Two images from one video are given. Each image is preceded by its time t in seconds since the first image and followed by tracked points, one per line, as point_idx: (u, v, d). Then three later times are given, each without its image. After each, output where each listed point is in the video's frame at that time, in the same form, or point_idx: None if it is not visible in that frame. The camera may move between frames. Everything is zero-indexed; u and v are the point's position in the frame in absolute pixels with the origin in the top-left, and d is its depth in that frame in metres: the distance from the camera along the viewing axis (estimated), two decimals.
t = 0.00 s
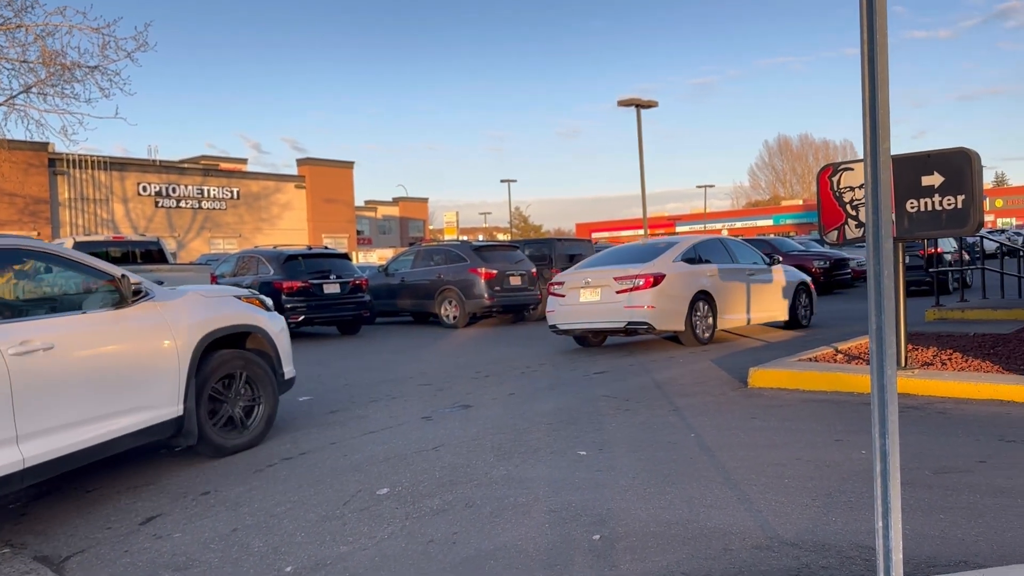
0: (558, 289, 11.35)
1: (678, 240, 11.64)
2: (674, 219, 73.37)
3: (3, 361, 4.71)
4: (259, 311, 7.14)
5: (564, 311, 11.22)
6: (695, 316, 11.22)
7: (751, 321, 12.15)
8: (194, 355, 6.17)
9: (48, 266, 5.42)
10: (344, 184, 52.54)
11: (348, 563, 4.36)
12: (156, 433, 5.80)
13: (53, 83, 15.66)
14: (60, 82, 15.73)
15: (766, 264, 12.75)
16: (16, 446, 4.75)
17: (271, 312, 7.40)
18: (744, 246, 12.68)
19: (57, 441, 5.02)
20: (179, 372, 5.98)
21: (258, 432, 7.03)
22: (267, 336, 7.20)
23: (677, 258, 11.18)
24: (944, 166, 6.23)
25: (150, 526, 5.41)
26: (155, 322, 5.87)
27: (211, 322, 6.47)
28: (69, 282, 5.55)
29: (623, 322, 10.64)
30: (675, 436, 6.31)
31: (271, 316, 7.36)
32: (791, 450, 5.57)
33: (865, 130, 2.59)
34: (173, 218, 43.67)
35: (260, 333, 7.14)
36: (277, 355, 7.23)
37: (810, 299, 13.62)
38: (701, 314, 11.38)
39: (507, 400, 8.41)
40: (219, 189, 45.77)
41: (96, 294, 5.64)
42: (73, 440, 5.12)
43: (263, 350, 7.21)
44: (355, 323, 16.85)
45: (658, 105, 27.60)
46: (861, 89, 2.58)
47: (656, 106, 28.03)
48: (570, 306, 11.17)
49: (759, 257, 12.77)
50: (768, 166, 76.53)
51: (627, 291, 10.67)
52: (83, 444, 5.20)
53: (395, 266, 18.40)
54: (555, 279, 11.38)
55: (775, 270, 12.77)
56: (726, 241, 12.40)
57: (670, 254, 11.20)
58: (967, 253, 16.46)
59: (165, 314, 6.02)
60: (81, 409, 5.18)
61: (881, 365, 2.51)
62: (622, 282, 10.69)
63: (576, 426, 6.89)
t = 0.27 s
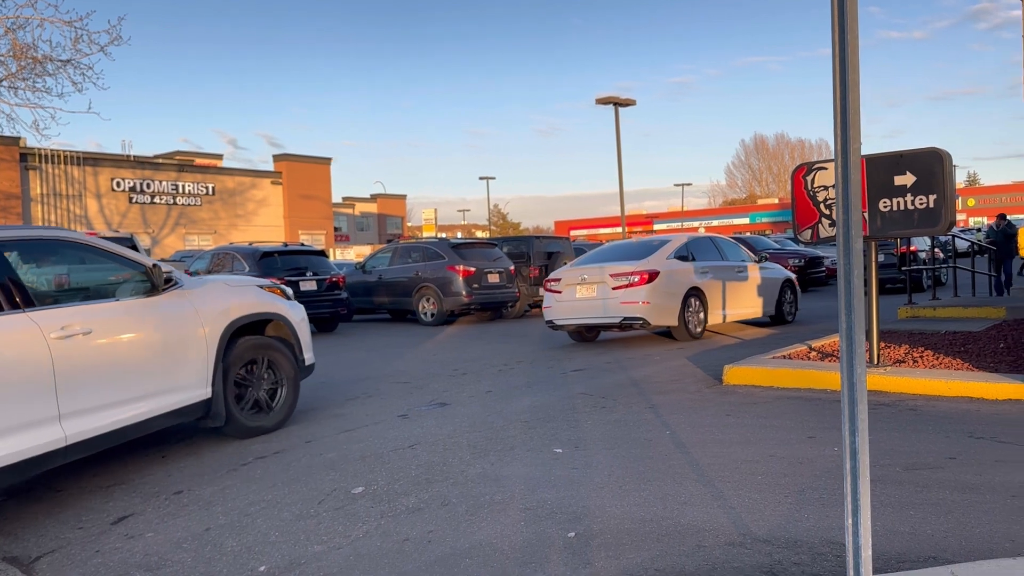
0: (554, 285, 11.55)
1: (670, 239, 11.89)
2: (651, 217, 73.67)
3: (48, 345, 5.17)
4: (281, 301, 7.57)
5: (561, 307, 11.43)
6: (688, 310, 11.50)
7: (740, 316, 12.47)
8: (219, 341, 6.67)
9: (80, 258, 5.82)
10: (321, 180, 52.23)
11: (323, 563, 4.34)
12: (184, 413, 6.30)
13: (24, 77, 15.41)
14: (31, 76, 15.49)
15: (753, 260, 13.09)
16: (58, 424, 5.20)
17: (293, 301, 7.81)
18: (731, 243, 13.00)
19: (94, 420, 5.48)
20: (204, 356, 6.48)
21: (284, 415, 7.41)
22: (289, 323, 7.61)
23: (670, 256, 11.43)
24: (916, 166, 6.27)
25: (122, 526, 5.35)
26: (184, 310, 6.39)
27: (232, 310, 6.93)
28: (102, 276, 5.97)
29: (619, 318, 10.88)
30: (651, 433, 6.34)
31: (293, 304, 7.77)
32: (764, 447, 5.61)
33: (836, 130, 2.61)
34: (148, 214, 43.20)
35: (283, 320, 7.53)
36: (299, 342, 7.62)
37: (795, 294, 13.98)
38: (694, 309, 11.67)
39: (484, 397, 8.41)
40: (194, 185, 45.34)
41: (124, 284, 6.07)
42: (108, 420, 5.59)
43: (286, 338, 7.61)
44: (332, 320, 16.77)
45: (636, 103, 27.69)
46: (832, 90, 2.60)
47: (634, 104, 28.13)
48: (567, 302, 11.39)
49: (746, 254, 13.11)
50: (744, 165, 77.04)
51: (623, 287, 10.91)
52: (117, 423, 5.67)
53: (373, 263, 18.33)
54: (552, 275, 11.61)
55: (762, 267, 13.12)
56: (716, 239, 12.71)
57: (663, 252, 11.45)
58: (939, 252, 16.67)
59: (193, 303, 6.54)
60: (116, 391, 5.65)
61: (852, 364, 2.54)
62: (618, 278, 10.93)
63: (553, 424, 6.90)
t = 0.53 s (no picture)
0: (547, 281, 11.91)
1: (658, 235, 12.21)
2: (623, 214, 73.97)
3: (78, 331, 5.44)
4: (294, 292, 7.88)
5: (553, 302, 11.79)
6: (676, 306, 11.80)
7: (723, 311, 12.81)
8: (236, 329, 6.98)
9: (104, 250, 6.05)
10: (291, 175, 51.79)
11: (292, 561, 4.29)
12: (201, 399, 6.57)
13: None
14: None
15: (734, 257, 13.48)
16: (86, 407, 5.47)
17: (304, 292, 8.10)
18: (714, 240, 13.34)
19: (119, 403, 5.76)
20: (222, 344, 6.80)
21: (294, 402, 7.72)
22: (301, 314, 7.91)
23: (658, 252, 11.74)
24: (883, 163, 6.30)
25: (87, 525, 5.26)
26: (204, 300, 6.70)
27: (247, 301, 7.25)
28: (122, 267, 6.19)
29: (609, 311, 11.21)
30: (621, 428, 6.37)
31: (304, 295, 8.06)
32: (733, 443, 5.66)
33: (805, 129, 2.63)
34: (114, 208, 42.52)
35: (295, 311, 7.84)
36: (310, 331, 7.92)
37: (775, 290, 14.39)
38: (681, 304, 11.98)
39: (455, 394, 8.39)
40: (162, 179, 44.71)
41: (143, 279, 6.31)
42: (132, 404, 5.87)
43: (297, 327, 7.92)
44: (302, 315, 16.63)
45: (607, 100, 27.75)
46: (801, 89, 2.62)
47: (605, 101, 28.21)
48: (559, 296, 11.75)
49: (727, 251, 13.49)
50: (715, 162, 77.61)
51: (613, 282, 11.24)
52: (138, 407, 5.93)
53: (344, 259, 18.21)
54: (544, 271, 11.97)
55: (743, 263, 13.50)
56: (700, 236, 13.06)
57: (651, 248, 11.75)
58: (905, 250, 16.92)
59: (212, 293, 6.83)
60: (141, 374, 5.94)
61: (819, 360, 2.56)
62: (608, 273, 11.25)
63: (524, 420, 6.90)
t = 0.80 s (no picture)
0: (532, 275, 12.02)
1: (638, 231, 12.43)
2: (591, 209, 74.18)
3: (92, 322, 5.64)
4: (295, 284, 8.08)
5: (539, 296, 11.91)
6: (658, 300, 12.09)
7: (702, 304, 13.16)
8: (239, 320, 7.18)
9: (113, 241, 6.23)
10: (257, 169, 51.20)
11: (255, 562, 4.24)
12: (206, 387, 6.77)
13: None
14: None
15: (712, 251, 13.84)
16: (99, 395, 5.68)
17: (304, 285, 8.30)
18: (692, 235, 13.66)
19: (130, 389, 5.97)
20: (227, 335, 6.99)
21: (294, 391, 7.93)
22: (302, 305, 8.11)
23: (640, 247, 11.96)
24: (846, 161, 6.38)
25: (44, 527, 5.15)
26: (210, 291, 6.90)
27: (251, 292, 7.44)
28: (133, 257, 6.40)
29: (595, 305, 11.39)
30: (588, 424, 6.38)
31: (304, 288, 8.26)
32: (699, 437, 5.70)
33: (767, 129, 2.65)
34: (74, 202, 41.67)
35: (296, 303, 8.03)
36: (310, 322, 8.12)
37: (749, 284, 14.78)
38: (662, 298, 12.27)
39: (423, 390, 8.36)
40: (124, 172, 43.93)
41: (150, 270, 6.48)
42: (141, 391, 6.07)
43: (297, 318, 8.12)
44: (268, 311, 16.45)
45: (576, 95, 27.81)
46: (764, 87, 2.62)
47: (573, 96, 28.26)
48: (544, 290, 11.88)
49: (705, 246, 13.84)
50: (682, 158, 78.14)
51: (598, 276, 11.42)
52: (147, 395, 6.13)
53: (310, 254, 18.04)
54: (530, 265, 12.07)
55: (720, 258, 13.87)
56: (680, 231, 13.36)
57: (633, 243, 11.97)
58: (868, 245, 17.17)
59: (217, 285, 7.03)
60: (150, 363, 6.14)
61: (782, 357, 2.58)
62: (594, 267, 11.44)
63: (491, 416, 6.89)
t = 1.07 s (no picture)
0: (515, 269, 12.22)
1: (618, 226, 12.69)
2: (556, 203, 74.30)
3: (93, 308, 5.89)
4: (291, 276, 8.23)
5: (523, 289, 12.11)
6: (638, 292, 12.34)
7: (678, 296, 13.44)
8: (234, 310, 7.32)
9: (113, 230, 6.47)
10: (218, 162, 50.43)
11: (217, 561, 4.17)
12: (204, 375, 6.94)
13: None
14: None
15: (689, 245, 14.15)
16: (99, 378, 5.93)
17: (299, 278, 8.43)
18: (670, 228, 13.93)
19: (128, 375, 6.20)
20: (224, 325, 7.18)
21: (286, 382, 8.04)
22: (297, 297, 8.25)
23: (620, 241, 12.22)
24: (808, 156, 6.45)
25: None
26: (206, 282, 7.06)
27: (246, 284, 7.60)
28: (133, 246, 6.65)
29: (578, 297, 11.62)
30: (554, 418, 6.39)
31: (299, 280, 8.39)
32: (664, 431, 5.73)
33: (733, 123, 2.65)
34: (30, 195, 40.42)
35: (292, 294, 8.17)
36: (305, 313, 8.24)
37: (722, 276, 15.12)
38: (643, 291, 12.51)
39: (388, 386, 8.30)
40: (81, 165, 42.70)
41: (149, 259, 6.71)
42: (141, 376, 6.31)
43: (291, 311, 8.25)
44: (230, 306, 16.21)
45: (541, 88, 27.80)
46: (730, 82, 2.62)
47: (539, 90, 28.26)
48: (528, 284, 12.08)
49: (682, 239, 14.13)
50: (646, 153, 78.58)
51: (581, 270, 11.67)
52: (145, 380, 6.36)
53: (273, 248, 17.82)
54: (513, 259, 12.27)
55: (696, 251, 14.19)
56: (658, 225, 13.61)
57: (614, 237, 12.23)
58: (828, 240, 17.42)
59: (214, 276, 7.20)
60: (147, 350, 6.36)
61: (748, 352, 2.59)
62: (577, 261, 11.68)
63: (457, 412, 6.86)
